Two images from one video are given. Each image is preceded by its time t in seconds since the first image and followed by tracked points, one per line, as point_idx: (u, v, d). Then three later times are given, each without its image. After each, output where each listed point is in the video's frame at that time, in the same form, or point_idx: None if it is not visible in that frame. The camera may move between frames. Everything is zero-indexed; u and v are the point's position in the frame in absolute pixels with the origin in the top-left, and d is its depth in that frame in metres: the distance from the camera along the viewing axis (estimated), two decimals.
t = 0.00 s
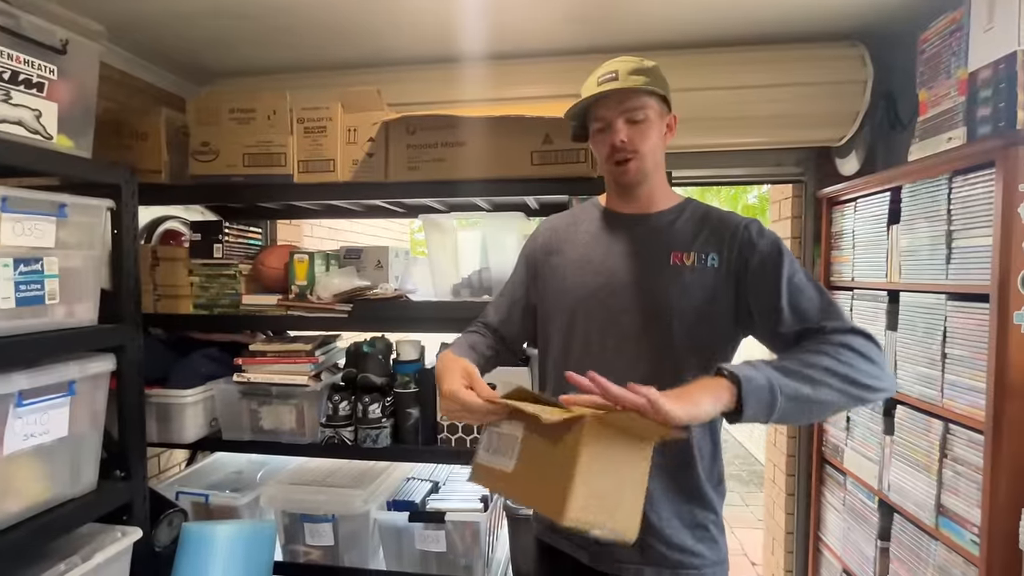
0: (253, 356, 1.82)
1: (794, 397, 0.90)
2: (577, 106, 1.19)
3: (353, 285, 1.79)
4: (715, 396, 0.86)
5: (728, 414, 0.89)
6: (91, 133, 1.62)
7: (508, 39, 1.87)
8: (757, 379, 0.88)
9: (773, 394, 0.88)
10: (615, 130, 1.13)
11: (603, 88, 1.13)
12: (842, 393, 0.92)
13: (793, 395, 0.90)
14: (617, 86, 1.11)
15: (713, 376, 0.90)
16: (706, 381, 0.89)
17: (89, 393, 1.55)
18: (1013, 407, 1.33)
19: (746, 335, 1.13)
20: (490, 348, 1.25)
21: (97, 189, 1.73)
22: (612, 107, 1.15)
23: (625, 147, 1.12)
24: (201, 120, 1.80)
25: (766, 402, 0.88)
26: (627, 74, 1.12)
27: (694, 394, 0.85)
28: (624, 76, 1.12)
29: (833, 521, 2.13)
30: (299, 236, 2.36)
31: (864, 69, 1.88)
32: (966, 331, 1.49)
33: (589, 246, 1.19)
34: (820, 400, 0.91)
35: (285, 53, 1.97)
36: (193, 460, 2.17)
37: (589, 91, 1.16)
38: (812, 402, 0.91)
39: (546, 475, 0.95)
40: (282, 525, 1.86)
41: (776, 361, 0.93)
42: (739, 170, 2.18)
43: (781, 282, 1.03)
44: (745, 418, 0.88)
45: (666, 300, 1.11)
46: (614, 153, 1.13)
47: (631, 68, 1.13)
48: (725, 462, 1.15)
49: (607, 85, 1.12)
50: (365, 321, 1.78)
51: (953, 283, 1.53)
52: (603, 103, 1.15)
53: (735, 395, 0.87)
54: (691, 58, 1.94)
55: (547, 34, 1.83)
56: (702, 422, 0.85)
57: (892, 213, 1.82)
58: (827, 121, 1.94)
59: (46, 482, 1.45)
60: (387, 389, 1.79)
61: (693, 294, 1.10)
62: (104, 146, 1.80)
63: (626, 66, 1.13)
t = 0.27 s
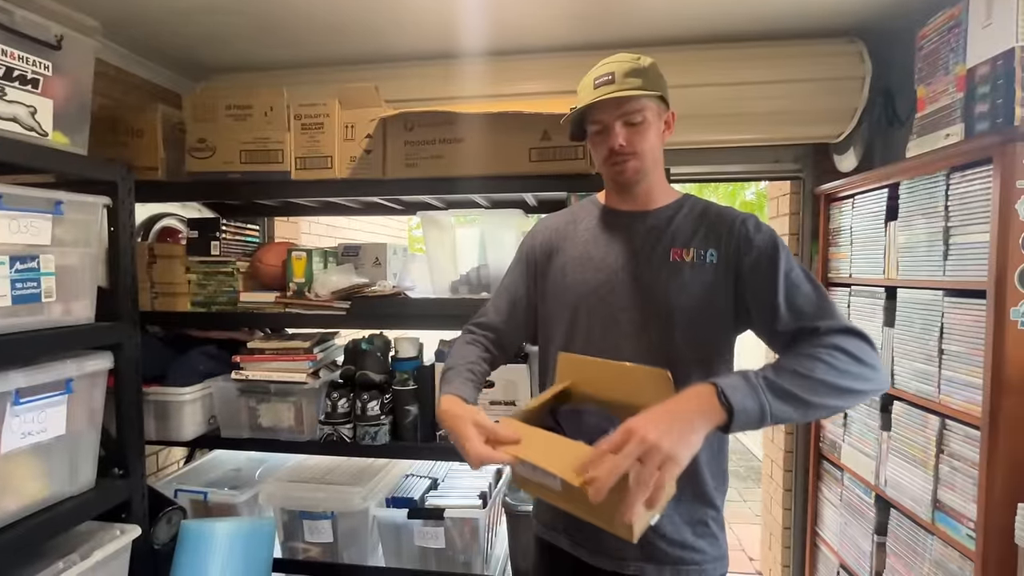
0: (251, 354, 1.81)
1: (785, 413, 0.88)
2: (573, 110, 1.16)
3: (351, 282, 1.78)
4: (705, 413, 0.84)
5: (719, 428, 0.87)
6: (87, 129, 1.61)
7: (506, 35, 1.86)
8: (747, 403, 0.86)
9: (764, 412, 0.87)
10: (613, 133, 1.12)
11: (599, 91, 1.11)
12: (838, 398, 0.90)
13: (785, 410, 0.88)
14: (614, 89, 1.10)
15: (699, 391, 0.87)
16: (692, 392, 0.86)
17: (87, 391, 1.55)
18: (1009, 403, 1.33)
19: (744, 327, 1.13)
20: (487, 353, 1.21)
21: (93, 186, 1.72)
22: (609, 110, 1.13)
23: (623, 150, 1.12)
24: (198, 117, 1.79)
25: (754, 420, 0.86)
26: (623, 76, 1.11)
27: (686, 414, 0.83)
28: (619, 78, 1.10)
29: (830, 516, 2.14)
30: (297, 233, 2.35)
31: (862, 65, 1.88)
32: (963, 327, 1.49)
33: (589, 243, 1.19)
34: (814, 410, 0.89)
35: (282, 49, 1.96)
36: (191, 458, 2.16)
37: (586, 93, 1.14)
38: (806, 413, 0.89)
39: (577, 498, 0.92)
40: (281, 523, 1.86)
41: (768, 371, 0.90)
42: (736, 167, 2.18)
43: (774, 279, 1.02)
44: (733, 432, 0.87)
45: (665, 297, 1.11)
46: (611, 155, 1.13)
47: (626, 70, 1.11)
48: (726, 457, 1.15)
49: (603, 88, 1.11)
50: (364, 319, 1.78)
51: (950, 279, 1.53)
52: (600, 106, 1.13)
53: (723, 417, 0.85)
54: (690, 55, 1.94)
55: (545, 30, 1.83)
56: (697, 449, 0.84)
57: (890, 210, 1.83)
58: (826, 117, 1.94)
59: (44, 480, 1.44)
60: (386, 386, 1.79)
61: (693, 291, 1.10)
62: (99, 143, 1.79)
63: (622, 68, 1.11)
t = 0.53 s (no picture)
0: (252, 355, 1.82)
1: (786, 440, 0.90)
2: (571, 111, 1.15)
3: (351, 283, 1.79)
4: (715, 435, 0.85)
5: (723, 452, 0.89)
6: (87, 131, 1.61)
7: (505, 36, 1.86)
8: (754, 434, 0.87)
9: (767, 440, 0.89)
10: (612, 136, 1.12)
11: (599, 93, 1.11)
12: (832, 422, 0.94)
13: (786, 436, 0.91)
14: (614, 91, 1.10)
15: (709, 420, 0.87)
16: (700, 419, 0.87)
17: (88, 393, 1.55)
18: (1009, 403, 1.33)
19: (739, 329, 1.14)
20: (488, 347, 1.18)
21: (93, 187, 1.72)
22: (608, 112, 1.12)
23: (622, 153, 1.12)
24: (198, 119, 1.79)
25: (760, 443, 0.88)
26: (623, 78, 1.10)
27: (694, 438, 0.84)
28: (620, 80, 1.10)
29: (831, 516, 2.14)
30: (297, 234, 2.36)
31: (861, 65, 1.88)
32: (962, 327, 1.49)
33: (587, 244, 1.18)
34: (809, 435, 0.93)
35: (282, 51, 1.96)
36: (192, 459, 2.17)
37: (585, 94, 1.13)
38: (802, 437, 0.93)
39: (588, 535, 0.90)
40: (282, 523, 1.86)
41: (770, 397, 0.92)
42: (736, 167, 2.18)
43: (772, 294, 1.04)
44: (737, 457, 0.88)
45: (663, 298, 1.11)
46: (610, 158, 1.13)
47: (626, 72, 1.11)
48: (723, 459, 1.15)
49: (603, 90, 1.10)
50: (364, 320, 1.78)
51: (949, 279, 1.53)
52: (599, 108, 1.12)
53: (730, 447, 0.87)
54: (689, 55, 1.94)
55: (544, 31, 1.83)
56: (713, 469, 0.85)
57: (890, 209, 1.83)
58: (826, 117, 1.94)
59: (45, 482, 1.45)
60: (386, 387, 1.79)
61: (690, 293, 1.10)
62: (100, 145, 1.80)
63: (622, 69, 1.11)
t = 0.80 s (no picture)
0: (252, 356, 1.82)
1: (788, 444, 0.92)
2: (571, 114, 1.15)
3: (350, 284, 1.79)
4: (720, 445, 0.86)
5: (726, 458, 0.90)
6: (88, 134, 1.62)
7: (504, 38, 1.87)
8: (757, 440, 0.88)
9: (770, 445, 0.90)
10: (612, 140, 1.12)
11: (599, 95, 1.11)
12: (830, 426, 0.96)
13: (788, 441, 0.92)
14: (613, 94, 1.10)
15: (713, 428, 0.88)
16: (702, 428, 0.88)
17: (89, 394, 1.56)
18: (1007, 403, 1.33)
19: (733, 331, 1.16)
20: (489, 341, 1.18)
21: (94, 190, 1.73)
22: (608, 116, 1.12)
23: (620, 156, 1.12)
24: (198, 121, 1.80)
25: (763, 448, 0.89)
26: (622, 81, 1.10)
27: (704, 450, 0.84)
28: (619, 82, 1.11)
29: (830, 516, 2.14)
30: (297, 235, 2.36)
31: (859, 66, 1.89)
32: (960, 327, 1.50)
33: (582, 245, 1.18)
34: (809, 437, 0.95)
35: (282, 53, 1.97)
36: (193, 460, 2.18)
37: (583, 96, 1.14)
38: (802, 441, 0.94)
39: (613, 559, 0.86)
40: (282, 523, 1.87)
41: (772, 403, 0.93)
42: (735, 167, 2.19)
43: (766, 299, 1.05)
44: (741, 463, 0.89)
45: (658, 300, 1.11)
46: (609, 161, 1.13)
47: (626, 74, 1.11)
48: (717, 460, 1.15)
49: (603, 92, 1.11)
50: (363, 321, 1.79)
51: (947, 279, 1.53)
52: (599, 111, 1.12)
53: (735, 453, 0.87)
54: (687, 56, 1.95)
55: (543, 32, 1.84)
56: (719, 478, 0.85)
57: (888, 210, 1.83)
58: (825, 118, 1.95)
59: (45, 482, 1.45)
60: (385, 387, 1.79)
61: (686, 295, 1.11)
62: (100, 147, 1.80)
63: (622, 72, 1.11)
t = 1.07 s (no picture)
0: (254, 357, 1.83)
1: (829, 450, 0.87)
2: (572, 104, 1.16)
3: (351, 285, 1.80)
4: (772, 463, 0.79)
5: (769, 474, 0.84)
6: (89, 137, 1.62)
7: (504, 39, 1.87)
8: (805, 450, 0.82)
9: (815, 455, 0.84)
10: (612, 132, 1.12)
11: (603, 86, 1.12)
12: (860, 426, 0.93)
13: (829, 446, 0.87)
14: (617, 85, 1.10)
15: (760, 446, 0.81)
16: (751, 448, 0.80)
17: (91, 395, 1.56)
18: (1008, 404, 1.33)
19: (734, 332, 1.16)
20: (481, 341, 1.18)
21: (96, 192, 1.73)
22: (609, 108, 1.13)
23: (621, 150, 1.12)
24: (200, 123, 1.81)
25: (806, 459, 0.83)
26: (627, 75, 1.11)
27: (758, 477, 0.77)
28: (623, 75, 1.11)
29: (832, 517, 2.14)
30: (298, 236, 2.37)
31: (859, 66, 1.89)
32: (961, 327, 1.49)
33: (581, 245, 1.18)
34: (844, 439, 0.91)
35: (282, 54, 1.97)
36: (195, 461, 2.18)
37: (587, 88, 1.14)
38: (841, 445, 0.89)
39: None
40: (284, 524, 1.87)
41: (807, 410, 0.87)
42: (735, 168, 2.19)
43: (772, 299, 1.05)
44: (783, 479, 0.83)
45: (658, 301, 1.11)
46: (609, 154, 1.13)
47: (630, 68, 1.12)
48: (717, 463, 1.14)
49: (607, 84, 1.11)
50: (364, 322, 1.79)
51: (948, 280, 1.53)
52: (600, 102, 1.13)
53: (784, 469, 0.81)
54: (687, 57, 1.95)
55: (543, 34, 1.84)
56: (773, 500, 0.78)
57: (889, 210, 1.83)
58: (825, 118, 1.95)
59: (48, 483, 1.46)
60: (386, 388, 1.79)
61: (686, 296, 1.11)
62: (102, 149, 1.81)
63: (626, 65, 1.11)
